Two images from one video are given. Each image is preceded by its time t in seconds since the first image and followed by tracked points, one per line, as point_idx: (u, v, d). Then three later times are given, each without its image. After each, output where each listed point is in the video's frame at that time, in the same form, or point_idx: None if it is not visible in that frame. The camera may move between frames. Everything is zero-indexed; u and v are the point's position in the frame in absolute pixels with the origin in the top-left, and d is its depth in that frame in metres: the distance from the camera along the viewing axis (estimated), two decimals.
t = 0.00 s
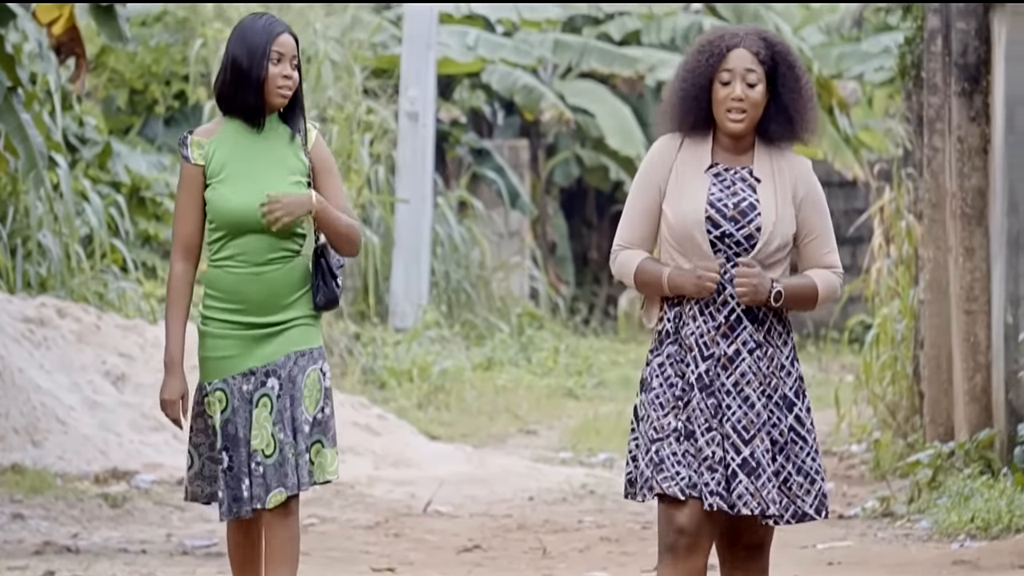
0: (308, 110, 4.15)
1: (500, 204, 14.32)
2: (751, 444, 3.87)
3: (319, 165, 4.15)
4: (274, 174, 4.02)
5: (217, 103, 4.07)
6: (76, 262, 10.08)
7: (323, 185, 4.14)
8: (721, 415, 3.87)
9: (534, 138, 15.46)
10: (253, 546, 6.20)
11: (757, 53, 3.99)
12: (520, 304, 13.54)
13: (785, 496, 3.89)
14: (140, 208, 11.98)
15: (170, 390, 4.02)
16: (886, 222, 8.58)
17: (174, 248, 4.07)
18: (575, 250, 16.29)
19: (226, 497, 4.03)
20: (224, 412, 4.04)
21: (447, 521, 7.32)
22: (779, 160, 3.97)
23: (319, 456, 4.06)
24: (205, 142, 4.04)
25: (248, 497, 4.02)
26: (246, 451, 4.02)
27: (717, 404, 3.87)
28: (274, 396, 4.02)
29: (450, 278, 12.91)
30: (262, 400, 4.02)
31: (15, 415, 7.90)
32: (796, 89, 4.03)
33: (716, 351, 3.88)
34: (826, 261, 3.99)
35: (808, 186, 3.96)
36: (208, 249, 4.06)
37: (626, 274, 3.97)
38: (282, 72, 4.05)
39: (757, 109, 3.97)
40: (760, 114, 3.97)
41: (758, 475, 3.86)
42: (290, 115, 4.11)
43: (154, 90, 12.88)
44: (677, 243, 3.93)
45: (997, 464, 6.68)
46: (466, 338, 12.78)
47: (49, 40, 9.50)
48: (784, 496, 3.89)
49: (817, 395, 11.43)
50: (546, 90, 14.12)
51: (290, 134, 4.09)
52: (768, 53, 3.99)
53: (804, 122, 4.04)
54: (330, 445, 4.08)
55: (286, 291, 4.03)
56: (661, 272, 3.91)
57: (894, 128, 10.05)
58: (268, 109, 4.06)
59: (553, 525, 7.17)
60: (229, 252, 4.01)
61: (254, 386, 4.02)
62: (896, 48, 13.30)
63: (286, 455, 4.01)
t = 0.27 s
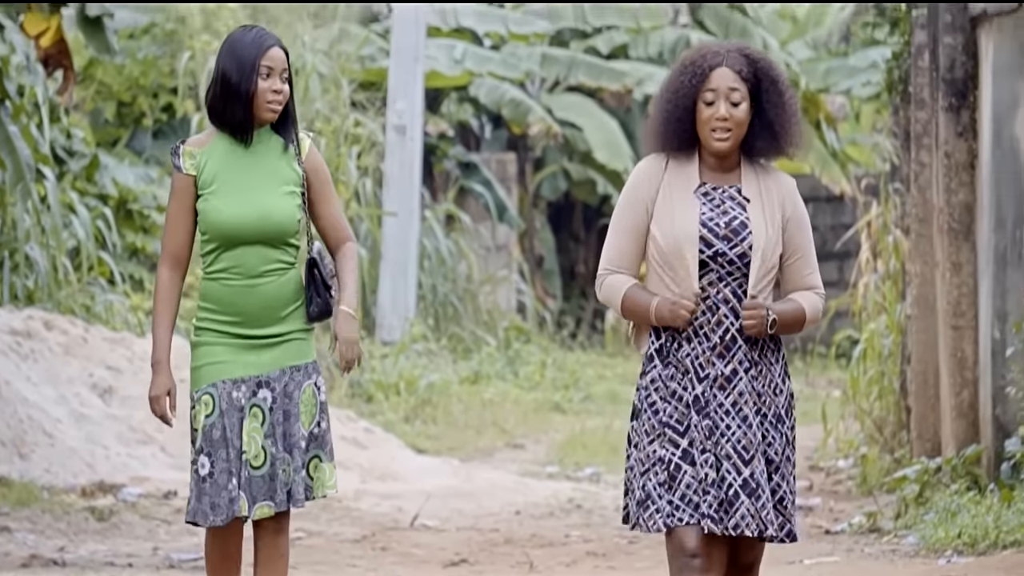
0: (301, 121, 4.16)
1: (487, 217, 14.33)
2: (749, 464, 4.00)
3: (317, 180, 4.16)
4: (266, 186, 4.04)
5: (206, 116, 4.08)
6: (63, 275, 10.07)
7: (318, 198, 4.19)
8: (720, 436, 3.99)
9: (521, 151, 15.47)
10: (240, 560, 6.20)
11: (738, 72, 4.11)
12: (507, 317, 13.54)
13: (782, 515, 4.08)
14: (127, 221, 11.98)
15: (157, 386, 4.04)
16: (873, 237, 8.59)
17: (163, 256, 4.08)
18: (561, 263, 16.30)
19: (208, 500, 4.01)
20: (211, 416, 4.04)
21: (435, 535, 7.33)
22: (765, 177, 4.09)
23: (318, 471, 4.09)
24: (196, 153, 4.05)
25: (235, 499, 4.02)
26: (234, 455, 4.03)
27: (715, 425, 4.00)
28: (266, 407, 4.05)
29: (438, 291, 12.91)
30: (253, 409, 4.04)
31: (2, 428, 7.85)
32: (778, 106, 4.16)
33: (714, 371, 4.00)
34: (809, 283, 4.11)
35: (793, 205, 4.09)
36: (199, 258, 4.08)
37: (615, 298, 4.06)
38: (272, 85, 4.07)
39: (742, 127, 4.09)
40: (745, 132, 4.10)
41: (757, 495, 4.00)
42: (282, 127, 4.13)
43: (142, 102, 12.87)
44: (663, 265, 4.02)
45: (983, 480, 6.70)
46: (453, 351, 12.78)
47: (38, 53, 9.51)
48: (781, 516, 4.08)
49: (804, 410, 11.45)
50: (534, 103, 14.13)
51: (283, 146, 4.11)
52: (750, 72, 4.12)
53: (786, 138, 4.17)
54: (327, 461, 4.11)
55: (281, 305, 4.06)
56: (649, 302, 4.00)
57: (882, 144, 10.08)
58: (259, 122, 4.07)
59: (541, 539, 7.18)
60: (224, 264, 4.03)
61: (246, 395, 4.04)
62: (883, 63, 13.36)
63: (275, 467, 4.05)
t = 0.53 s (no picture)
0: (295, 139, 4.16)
1: (478, 236, 14.34)
2: (744, 483, 4.10)
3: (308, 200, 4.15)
4: (261, 205, 4.05)
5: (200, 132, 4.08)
6: (55, 293, 10.07)
7: (306, 218, 4.14)
8: (717, 456, 4.09)
9: (513, 170, 15.48)
10: None
11: (713, 82, 4.21)
12: (499, 336, 13.54)
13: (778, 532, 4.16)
14: (119, 238, 11.99)
15: (153, 410, 4.05)
16: (864, 256, 8.61)
17: (156, 275, 4.08)
18: (553, 282, 16.31)
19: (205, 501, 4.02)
20: (205, 424, 4.03)
21: (426, 553, 7.32)
22: (748, 189, 4.18)
23: (307, 489, 4.14)
24: (192, 168, 4.05)
25: (235, 501, 4.03)
26: (230, 459, 4.04)
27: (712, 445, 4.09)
28: (257, 423, 4.07)
29: (429, 309, 12.91)
30: (248, 421, 4.06)
31: None
32: (757, 115, 4.25)
33: (712, 392, 4.08)
34: (803, 291, 4.20)
35: (782, 218, 4.16)
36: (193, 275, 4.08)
37: (606, 322, 4.13)
38: (265, 103, 4.08)
39: (720, 135, 4.17)
40: (723, 139, 4.18)
41: (752, 515, 4.11)
42: (277, 146, 4.13)
43: (134, 120, 12.87)
44: (655, 286, 4.12)
45: (974, 500, 6.70)
46: (444, 369, 12.77)
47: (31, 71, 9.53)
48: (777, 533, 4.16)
49: (796, 429, 11.45)
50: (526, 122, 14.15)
51: (278, 165, 4.10)
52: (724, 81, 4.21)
53: (767, 145, 4.24)
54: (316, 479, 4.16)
55: (275, 324, 4.07)
56: (638, 315, 4.07)
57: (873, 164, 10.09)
58: (253, 140, 4.08)
59: (532, 557, 7.18)
60: (218, 282, 4.04)
61: (240, 406, 4.05)
62: (874, 83, 13.41)
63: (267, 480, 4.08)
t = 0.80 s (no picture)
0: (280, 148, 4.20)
1: (469, 248, 14.34)
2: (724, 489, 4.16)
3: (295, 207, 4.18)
4: (247, 215, 4.07)
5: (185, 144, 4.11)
6: (45, 306, 10.06)
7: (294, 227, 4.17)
8: (698, 462, 4.15)
9: (503, 183, 15.49)
10: None
11: (687, 90, 4.30)
12: (489, 348, 13.53)
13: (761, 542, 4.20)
14: (109, 251, 11.99)
15: (140, 442, 4.14)
16: (854, 269, 8.61)
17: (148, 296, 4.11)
18: (544, 295, 16.31)
19: (194, 540, 4.06)
20: (197, 453, 4.08)
21: (416, 566, 7.32)
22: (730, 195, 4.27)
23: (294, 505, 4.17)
24: (175, 186, 4.08)
25: (223, 540, 4.07)
26: (221, 492, 4.07)
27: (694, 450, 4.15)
28: (249, 445, 4.09)
29: (420, 322, 12.91)
30: (239, 447, 4.08)
31: None
32: (736, 117, 4.34)
33: (692, 396, 4.16)
34: (785, 297, 4.25)
35: (765, 222, 4.25)
36: (183, 294, 4.10)
37: (593, 324, 4.23)
38: (249, 113, 4.10)
39: (697, 142, 4.27)
40: (701, 145, 4.27)
41: (729, 522, 4.16)
42: (262, 155, 4.16)
43: (124, 132, 12.86)
44: (639, 289, 4.22)
45: (963, 513, 6.71)
46: (435, 382, 12.76)
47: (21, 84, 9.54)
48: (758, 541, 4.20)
49: (786, 442, 11.46)
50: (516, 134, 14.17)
51: (263, 173, 4.14)
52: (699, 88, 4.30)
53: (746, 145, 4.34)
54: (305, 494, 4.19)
55: (266, 337, 4.09)
56: (626, 307, 4.16)
57: (863, 177, 10.11)
58: (237, 150, 4.10)
59: (522, 571, 7.17)
60: (209, 296, 4.06)
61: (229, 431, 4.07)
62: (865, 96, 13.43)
63: (258, 504, 4.10)
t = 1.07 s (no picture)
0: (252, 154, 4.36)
1: (456, 261, 14.36)
2: (693, 496, 4.43)
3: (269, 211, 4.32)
4: (221, 223, 4.22)
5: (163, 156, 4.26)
6: (31, 320, 10.05)
7: (269, 231, 4.31)
8: (665, 469, 4.43)
9: (490, 196, 15.49)
10: None
11: (675, 101, 4.56)
12: (476, 362, 13.52)
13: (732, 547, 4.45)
14: (95, 264, 11.99)
15: (136, 450, 4.21)
16: (841, 282, 8.62)
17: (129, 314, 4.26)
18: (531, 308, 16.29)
19: (177, 551, 4.20)
20: (181, 463, 4.22)
21: None
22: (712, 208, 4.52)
23: (283, 517, 4.33)
24: (149, 202, 4.25)
25: (206, 552, 4.21)
26: (203, 502, 4.22)
27: (664, 458, 4.43)
28: (230, 457, 4.25)
29: (407, 334, 12.94)
30: (221, 459, 4.24)
31: None
32: (720, 130, 4.59)
33: (665, 405, 4.44)
34: (761, 314, 4.51)
35: (746, 237, 4.50)
36: (163, 307, 4.26)
37: (575, 333, 4.55)
38: (226, 128, 4.25)
39: (681, 155, 4.52)
40: (685, 158, 4.53)
41: (696, 531, 4.43)
42: (234, 162, 4.31)
43: (111, 146, 12.85)
44: (620, 298, 4.50)
45: (949, 525, 6.71)
46: (422, 396, 12.74)
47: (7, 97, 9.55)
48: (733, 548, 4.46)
49: (773, 455, 11.47)
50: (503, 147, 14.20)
51: (235, 178, 4.29)
52: (685, 101, 4.56)
53: (732, 159, 4.59)
54: (291, 506, 4.34)
55: (245, 344, 4.25)
56: (605, 320, 4.48)
57: (849, 191, 10.13)
58: (212, 162, 4.26)
59: None
60: (189, 306, 4.22)
61: (213, 443, 4.23)
62: (851, 109, 13.45)
63: (236, 515, 4.25)
